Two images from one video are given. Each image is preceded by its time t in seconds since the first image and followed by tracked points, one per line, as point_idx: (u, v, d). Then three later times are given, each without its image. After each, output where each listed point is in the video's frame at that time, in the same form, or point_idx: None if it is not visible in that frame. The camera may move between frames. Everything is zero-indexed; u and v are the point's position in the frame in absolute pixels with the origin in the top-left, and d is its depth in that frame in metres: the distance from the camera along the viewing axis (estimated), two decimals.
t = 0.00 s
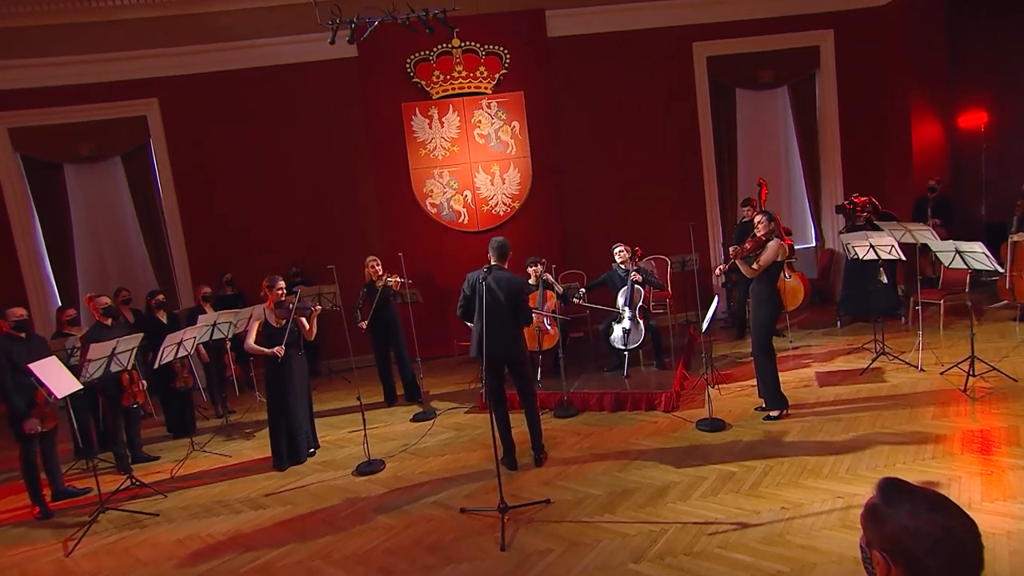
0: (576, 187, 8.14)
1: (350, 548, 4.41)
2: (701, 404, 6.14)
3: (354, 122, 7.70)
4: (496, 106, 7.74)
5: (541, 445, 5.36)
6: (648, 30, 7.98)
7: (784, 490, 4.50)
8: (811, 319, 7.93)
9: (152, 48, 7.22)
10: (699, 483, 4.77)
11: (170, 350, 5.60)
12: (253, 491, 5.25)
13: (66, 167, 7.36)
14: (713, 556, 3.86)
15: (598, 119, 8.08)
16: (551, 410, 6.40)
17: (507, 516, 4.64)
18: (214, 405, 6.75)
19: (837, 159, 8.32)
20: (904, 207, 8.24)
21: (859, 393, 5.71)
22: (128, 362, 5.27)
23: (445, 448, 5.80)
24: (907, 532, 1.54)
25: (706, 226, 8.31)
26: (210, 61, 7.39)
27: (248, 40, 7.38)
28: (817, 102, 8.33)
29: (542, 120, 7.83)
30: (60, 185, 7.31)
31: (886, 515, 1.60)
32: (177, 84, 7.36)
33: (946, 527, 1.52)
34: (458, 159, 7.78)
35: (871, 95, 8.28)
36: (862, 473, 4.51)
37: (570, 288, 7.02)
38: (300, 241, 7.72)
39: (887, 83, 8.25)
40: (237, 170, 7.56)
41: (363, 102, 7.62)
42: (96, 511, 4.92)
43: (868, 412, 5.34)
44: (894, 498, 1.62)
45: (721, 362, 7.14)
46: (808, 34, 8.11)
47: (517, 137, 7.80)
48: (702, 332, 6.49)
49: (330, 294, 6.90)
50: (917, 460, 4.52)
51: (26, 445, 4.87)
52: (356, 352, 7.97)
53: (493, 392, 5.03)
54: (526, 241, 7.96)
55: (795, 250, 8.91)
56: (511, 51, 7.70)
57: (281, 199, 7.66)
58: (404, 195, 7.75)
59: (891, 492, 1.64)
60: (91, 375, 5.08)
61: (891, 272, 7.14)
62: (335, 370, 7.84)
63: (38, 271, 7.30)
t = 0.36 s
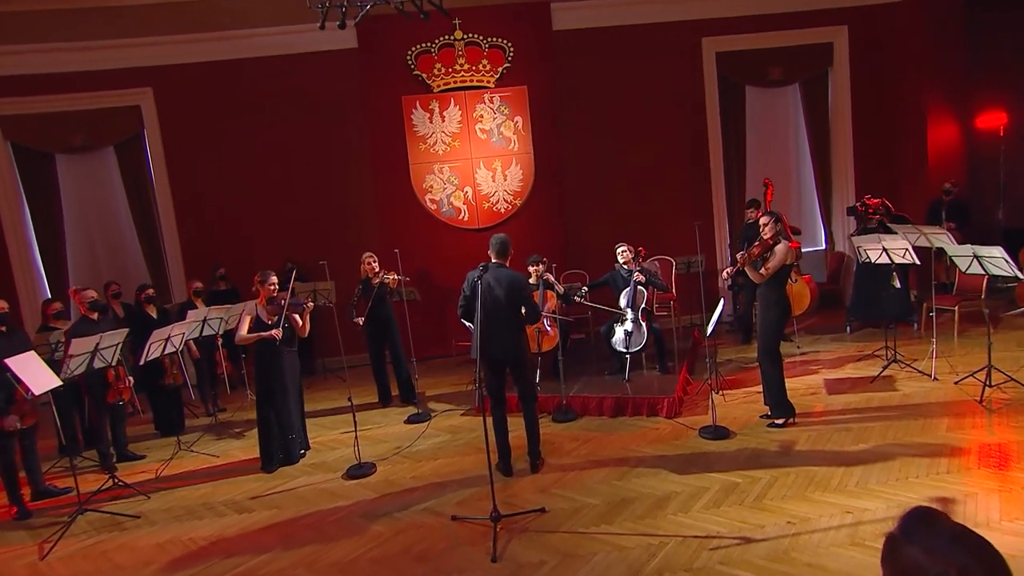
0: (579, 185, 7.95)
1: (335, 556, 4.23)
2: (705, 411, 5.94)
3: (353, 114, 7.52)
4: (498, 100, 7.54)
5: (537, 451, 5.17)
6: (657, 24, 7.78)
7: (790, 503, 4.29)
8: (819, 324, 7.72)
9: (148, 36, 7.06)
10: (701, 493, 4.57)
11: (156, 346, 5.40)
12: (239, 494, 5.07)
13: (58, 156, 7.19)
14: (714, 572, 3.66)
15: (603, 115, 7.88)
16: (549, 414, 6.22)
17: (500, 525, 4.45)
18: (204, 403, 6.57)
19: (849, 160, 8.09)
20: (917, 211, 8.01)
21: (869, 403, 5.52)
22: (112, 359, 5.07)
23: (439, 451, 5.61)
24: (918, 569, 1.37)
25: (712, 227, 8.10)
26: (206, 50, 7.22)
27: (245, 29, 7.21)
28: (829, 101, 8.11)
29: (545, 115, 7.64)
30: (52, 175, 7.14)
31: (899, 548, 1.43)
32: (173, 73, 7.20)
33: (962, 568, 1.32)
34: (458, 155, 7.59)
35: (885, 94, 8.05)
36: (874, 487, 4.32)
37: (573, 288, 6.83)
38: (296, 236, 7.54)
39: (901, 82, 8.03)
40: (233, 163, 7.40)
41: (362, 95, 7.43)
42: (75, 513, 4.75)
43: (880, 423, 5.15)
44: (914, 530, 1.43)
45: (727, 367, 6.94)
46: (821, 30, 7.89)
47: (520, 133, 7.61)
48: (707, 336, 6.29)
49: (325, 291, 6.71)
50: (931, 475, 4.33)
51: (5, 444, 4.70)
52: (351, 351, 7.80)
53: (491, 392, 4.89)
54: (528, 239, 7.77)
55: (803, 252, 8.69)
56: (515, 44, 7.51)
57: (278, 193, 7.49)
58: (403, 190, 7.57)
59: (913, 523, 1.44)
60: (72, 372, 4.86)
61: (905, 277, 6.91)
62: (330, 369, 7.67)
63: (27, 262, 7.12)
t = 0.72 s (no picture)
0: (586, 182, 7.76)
1: (322, 564, 4.06)
2: (710, 417, 5.74)
3: (354, 107, 7.35)
4: (503, 94, 7.35)
5: (537, 457, 4.97)
6: (668, 19, 7.58)
7: (798, 517, 4.08)
8: (830, 329, 7.50)
9: (146, 24, 6.91)
10: (705, 505, 4.36)
11: (144, 342, 5.24)
12: (226, 496, 4.91)
13: (53, 146, 7.05)
14: None
15: (610, 111, 7.70)
16: (550, 418, 6.03)
17: (494, 534, 4.26)
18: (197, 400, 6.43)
19: (865, 160, 7.85)
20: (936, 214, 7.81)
21: (882, 413, 5.34)
22: (97, 354, 4.93)
23: (435, 455, 5.44)
24: None
25: (722, 227, 7.89)
26: (206, 39, 7.07)
27: (246, 18, 7.06)
28: (844, 99, 7.87)
29: (552, 110, 7.45)
30: (46, 164, 6.99)
31: None
32: (171, 63, 7.05)
33: None
34: (461, 149, 7.40)
35: (903, 93, 7.82)
36: (888, 501, 4.12)
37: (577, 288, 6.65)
38: (295, 230, 7.38)
39: (919, 80, 7.79)
40: (231, 155, 7.24)
41: (364, 87, 7.25)
42: (56, 513, 4.60)
43: (893, 434, 4.97)
44: None
45: (734, 372, 6.73)
46: (837, 25, 7.65)
47: (525, 128, 7.42)
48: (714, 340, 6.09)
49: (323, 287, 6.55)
50: (948, 490, 4.14)
51: None
52: (349, 349, 7.64)
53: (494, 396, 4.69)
54: (532, 238, 7.58)
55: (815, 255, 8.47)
56: (522, 36, 7.32)
57: (277, 186, 7.33)
58: (404, 185, 7.39)
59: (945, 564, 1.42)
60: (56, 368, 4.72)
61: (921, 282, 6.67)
62: (327, 367, 7.51)
63: (20, 253, 6.99)
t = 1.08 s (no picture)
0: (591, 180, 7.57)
1: (306, 572, 3.89)
2: (716, 424, 5.53)
3: (355, 99, 7.18)
4: (507, 88, 7.16)
5: (532, 464, 4.81)
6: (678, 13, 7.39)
7: (806, 532, 3.88)
8: (841, 335, 7.28)
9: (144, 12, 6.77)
10: (709, 517, 4.15)
11: (130, 338, 5.04)
12: (211, 498, 4.75)
13: (47, 135, 6.91)
14: None
15: (617, 107, 7.52)
16: (549, 422, 5.84)
17: (487, 544, 4.08)
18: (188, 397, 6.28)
19: (881, 160, 7.61)
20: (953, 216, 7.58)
21: (896, 422, 5.15)
22: (83, 349, 4.75)
23: (430, 459, 5.27)
24: None
25: (732, 225, 7.71)
26: (204, 28, 6.91)
27: (245, 7, 6.90)
28: (860, 96, 7.65)
29: (557, 105, 7.26)
30: (39, 154, 6.85)
31: None
32: (169, 52, 6.90)
33: None
34: (464, 144, 7.22)
35: (920, 92, 7.59)
36: (902, 518, 3.91)
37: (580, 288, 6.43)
38: (293, 225, 7.23)
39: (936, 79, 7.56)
40: (228, 146, 7.09)
41: (365, 79, 7.08)
42: (34, 514, 4.45)
43: (907, 446, 4.78)
44: None
45: (741, 377, 6.52)
46: (854, 21, 7.42)
47: (529, 123, 7.23)
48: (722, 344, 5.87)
49: (320, 284, 6.38)
50: (966, 508, 3.93)
51: None
52: (346, 347, 7.48)
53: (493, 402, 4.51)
54: (534, 236, 7.40)
55: (826, 257, 8.24)
56: (527, 29, 7.13)
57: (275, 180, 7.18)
58: (405, 180, 7.21)
59: None
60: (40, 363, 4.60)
61: (939, 287, 6.44)
62: (323, 365, 7.36)
63: (12, 244, 6.86)
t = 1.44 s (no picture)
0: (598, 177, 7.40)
1: None
2: (721, 432, 5.32)
3: (356, 90, 7.02)
4: (512, 81, 6.97)
5: (529, 470, 4.63)
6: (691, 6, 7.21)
7: (815, 550, 3.66)
8: (854, 342, 7.06)
9: None
10: (711, 531, 3.94)
11: (116, 331, 4.87)
12: (194, 499, 4.58)
13: (40, 123, 6.77)
14: None
15: (624, 103, 7.36)
16: (548, 426, 5.65)
17: (478, 555, 3.88)
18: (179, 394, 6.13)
19: (899, 158, 7.43)
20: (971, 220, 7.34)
21: (910, 434, 4.94)
22: (65, 343, 4.57)
23: (423, 463, 5.10)
24: None
25: (742, 225, 7.52)
26: (202, 15, 6.75)
27: None
28: (879, 92, 7.47)
29: (563, 99, 7.06)
30: (32, 142, 6.71)
31: None
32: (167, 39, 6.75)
33: None
34: (467, 138, 7.03)
35: (939, 89, 7.39)
36: (918, 537, 3.68)
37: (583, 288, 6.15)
38: (290, 219, 7.07)
39: (954, 78, 7.38)
40: (226, 137, 6.94)
41: (366, 70, 6.91)
42: (11, 513, 4.30)
43: (923, 459, 4.56)
44: None
45: (749, 382, 6.30)
46: (872, 15, 7.23)
47: (534, 117, 7.03)
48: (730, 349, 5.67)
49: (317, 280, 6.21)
50: (988, 528, 3.70)
51: None
52: (342, 345, 7.32)
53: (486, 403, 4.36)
54: (538, 233, 7.21)
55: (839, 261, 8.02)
56: (534, 20, 6.93)
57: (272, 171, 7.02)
58: (406, 174, 7.04)
59: None
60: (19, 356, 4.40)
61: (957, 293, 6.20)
62: (319, 363, 7.20)
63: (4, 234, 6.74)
